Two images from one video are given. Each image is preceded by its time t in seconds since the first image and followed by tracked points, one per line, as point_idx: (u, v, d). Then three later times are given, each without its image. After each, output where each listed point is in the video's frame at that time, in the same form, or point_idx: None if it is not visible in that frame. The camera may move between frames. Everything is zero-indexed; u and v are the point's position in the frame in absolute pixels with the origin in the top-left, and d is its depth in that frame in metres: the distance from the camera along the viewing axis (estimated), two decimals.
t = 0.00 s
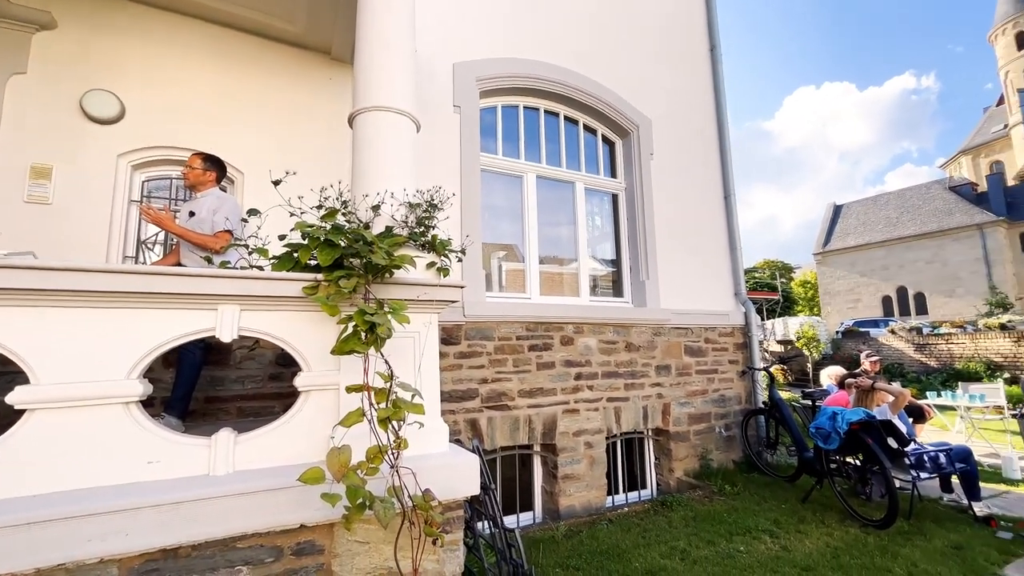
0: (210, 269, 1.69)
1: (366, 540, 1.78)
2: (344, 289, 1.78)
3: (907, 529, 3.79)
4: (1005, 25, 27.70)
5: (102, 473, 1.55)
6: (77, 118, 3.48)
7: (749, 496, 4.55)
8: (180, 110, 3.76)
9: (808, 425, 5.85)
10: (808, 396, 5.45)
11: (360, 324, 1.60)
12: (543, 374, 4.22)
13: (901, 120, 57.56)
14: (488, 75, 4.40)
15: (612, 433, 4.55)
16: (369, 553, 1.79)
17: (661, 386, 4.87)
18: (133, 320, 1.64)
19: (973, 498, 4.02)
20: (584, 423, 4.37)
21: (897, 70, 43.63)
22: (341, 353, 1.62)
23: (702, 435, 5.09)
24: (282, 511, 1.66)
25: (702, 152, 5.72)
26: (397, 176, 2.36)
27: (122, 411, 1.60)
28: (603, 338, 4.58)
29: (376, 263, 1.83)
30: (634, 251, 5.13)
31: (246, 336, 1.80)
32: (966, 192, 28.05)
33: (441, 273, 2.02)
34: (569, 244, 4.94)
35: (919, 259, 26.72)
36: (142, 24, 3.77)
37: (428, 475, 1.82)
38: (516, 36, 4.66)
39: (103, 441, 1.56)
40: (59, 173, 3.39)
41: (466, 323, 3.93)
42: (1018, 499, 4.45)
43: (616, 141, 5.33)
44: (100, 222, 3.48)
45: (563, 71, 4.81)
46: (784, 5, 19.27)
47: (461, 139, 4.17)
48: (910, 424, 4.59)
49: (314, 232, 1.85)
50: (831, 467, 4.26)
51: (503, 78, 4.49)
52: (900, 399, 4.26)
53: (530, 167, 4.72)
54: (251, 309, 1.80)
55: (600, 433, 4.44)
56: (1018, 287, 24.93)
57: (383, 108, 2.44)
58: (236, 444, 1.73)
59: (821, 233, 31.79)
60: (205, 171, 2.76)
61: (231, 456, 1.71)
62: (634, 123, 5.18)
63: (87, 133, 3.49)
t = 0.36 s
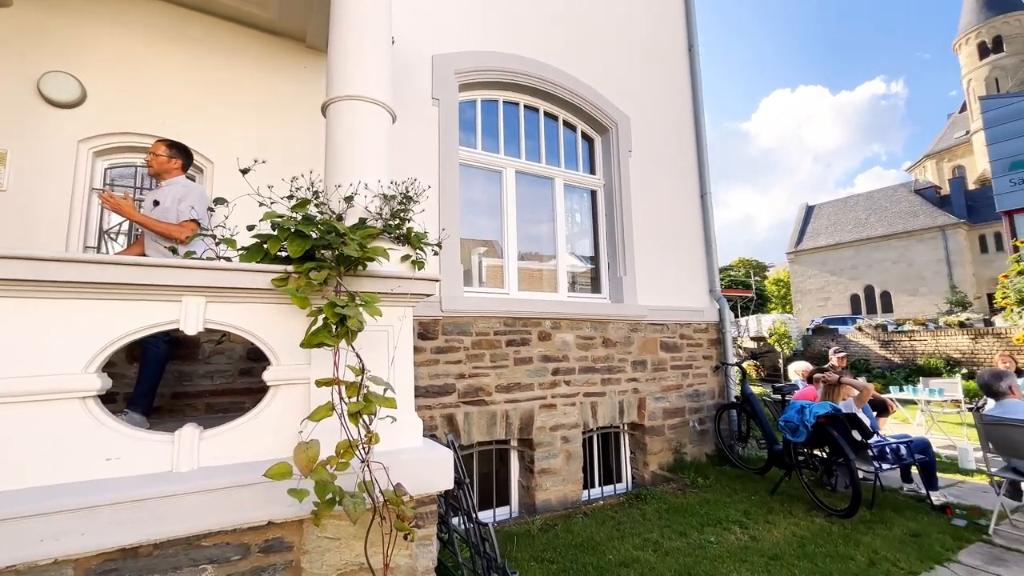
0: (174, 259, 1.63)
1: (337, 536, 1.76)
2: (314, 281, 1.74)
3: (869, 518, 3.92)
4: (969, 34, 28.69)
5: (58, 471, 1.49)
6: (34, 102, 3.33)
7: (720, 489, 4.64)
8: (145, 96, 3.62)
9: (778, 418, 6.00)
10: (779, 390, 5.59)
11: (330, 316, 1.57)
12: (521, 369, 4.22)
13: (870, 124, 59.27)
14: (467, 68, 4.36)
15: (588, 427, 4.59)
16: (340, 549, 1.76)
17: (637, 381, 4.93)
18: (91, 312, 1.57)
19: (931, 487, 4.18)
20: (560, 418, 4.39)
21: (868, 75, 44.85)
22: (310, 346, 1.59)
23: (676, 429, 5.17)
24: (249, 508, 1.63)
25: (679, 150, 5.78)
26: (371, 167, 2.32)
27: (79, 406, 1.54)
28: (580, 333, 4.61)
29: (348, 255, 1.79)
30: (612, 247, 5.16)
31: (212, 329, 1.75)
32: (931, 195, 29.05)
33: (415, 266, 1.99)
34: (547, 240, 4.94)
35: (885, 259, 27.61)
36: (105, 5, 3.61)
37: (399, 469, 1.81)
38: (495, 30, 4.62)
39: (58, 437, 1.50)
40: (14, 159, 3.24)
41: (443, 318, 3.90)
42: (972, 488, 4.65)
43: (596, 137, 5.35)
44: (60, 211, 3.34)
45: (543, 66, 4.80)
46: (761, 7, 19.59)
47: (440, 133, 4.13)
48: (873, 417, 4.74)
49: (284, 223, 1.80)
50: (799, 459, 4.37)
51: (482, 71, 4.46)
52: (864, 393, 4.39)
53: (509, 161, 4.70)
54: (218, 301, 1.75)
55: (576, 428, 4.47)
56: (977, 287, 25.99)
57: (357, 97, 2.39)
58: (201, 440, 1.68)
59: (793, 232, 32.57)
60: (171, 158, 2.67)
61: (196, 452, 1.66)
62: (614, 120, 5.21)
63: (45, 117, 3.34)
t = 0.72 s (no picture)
0: (135, 250, 1.57)
1: (306, 535, 1.72)
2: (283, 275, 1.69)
3: (835, 509, 4.03)
4: (936, 42, 29.60)
5: (8, 471, 1.42)
6: None
7: (694, 483, 4.72)
8: (109, 81, 3.48)
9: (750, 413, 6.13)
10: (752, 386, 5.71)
11: (298, 311, 1.53)
12: (499, 365, 4.21)
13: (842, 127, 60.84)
14: (446, 62, 4.31)
15: (565, 423, 4.61)
16: (310, 548, 1.73)
17: (614, 377, 4.97)
18: (45, 304, 1.50)
19: (894, 479, 4.32)
20: (538, 414, 4.40)
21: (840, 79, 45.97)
22: (277, 341, 1.55)
23: (652, 424, 5.23)
24: (214, 507, 1.58)
25: (658, 149, 5.83)
26: (345, 158, 2.28)
27: (32, 402, 1.47)
28: (559, 330, 4.62)
29: (320, 248, 1.75)
30: (590, 244, 5.18)
31: (176, 323, 1.69)
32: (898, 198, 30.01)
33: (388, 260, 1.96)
34: (526, 237, 4.93)
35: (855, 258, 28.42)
36: None
37: (370, 466, 1.78)
38: (476, 23, 4.57)
39: (9, 435, 1.43)
40: None
41: (420, 314, 3.86)
42: (932, 479, 4.82)
43: (576, 134, 5.36)
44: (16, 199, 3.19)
45: (523, 62, 4.78)
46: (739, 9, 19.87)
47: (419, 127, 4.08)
48: (841, 412, 4.88)
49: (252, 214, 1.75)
50: (770, 453, 4.47)
51: (462, 65, 4.42)
52: (833, 388, 4.51)
53: (489, 157, 4.67)
54: (182, 294, 1.69)
55: (554, 424, 4.49)
56: (939, 286, 26.96)
57: (330, 87, 2.34)
58: (164, 437, 1.63)
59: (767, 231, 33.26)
60: (136, 144, 2.58)
61: (158, 450, 1.61)
62: (594, 118, 5.22)
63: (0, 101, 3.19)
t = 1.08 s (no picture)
0: (92, 241, 1.50)
1: (273, 535, 1.69)
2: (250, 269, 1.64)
3: (804, 503, 4.13)
4: (906, 49, 30.50)
5: None
6: None
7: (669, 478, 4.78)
8: (70, 65, 3.35)
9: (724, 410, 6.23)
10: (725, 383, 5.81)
11: (264, 305, 1.49)
12: (477, 362, 4.19)
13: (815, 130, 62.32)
14: (425, 56, 4.26)
15: (543, 420, 4.61)
16: (276, 548, 1.70)
17: (592, 373, 5.00)
18: None
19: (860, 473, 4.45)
20: (516, 411, 4.39)
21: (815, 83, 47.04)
22: (242, 336, 1.50)
23: (629, 421, 5.28)
24: (175, 507, 1.53)
25: (637, 148, 5.87)
26: (316, 150, 2.23)
27: None
28: (537, 327, 4.62)
29: (288, 241, 1.71)
30: (570, 241, 5.20)
31: (135, 317, 1.63)
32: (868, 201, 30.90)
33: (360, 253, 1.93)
34: (506, 233, 4.90)
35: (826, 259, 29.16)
36: None
37: (340, 464, 1.75)
38: (455, 17, 4.52)
39: None
40: None
41: (397, 310, 3.82)
42: (896, 473, 4.99)
43: (556, 132, 5.36)
44: None
45: (503, 58, 4.75)
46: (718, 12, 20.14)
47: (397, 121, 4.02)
48: (810, 408, 5.00)
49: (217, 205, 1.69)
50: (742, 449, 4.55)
51: (441, 59, 4.37)
52: (802, 384, 4.61)
53: (469, 153, 4.64)
54: (143, 287, 1.63)
55: (532, 421, 4.49)
56: (905, 286, 27.88)
57: (301, 77, 2.28)
58: (121, 436, 1.57)
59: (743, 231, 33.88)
60: (91, 132, 2.49)
61: (115, 449, 1.55)
62: (574, 116, 5.22)
63: None
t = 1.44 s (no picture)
0: (49, 235, 1.44)
1: (239, 537, 1.65)
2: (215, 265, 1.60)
3: (775, 499, 4.22)
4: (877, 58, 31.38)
5: None
6: None
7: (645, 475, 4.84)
8: (31, 51, 3.21)
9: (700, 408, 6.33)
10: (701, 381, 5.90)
11: (228, 302, 1.45)
12: (455, 361, 4.17)
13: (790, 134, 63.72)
14: (404, 52, 4.21)
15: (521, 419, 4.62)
16: (242, 551, 1.66)
17: (571, 372, 5.02)
18: None
19: (829, 469, 4.57)
20: (494, 410, 4.39)
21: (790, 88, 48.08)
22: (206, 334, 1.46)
23: (607, 420, 5.32)
24: (135, 510, 1.49)
25: (617, 148, 5.91)
26: (288, 145, 2.18)
27: None
28: (516, 326, 4.62)
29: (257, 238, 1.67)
30: (549, 241, 5.21)
31: (93, 314, 1.58)
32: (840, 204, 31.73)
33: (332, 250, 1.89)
34: (486, 232, 4.88)
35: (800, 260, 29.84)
36: None
37: (308, 465, 1.72)
38: (436, 13, 4.48)
39: None
40: None
41: (374, 309, 3.78)
42: (862, 469, 5.14)
43: (537, 132, 5.36)
44: None
45: (483, 56, 4.73)
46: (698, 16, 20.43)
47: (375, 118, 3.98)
48: (783, 406, 5.10)
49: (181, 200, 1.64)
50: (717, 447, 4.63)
51: (420, 56, 4.33)
52: (775, 383, 4.70)
53: (449, 151, 4.60)
54: (102, 283, 1.58)
55: (510, 420, 4.49)
56: (875, 287, 28.70)
57: (272, 70, 2.23)
58: (77, 437, 1.52)
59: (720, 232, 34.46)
60: (59, 124, 2.38)
61: (70, 451, 1.50)
62: (554, 116, 5.23)
63: None
